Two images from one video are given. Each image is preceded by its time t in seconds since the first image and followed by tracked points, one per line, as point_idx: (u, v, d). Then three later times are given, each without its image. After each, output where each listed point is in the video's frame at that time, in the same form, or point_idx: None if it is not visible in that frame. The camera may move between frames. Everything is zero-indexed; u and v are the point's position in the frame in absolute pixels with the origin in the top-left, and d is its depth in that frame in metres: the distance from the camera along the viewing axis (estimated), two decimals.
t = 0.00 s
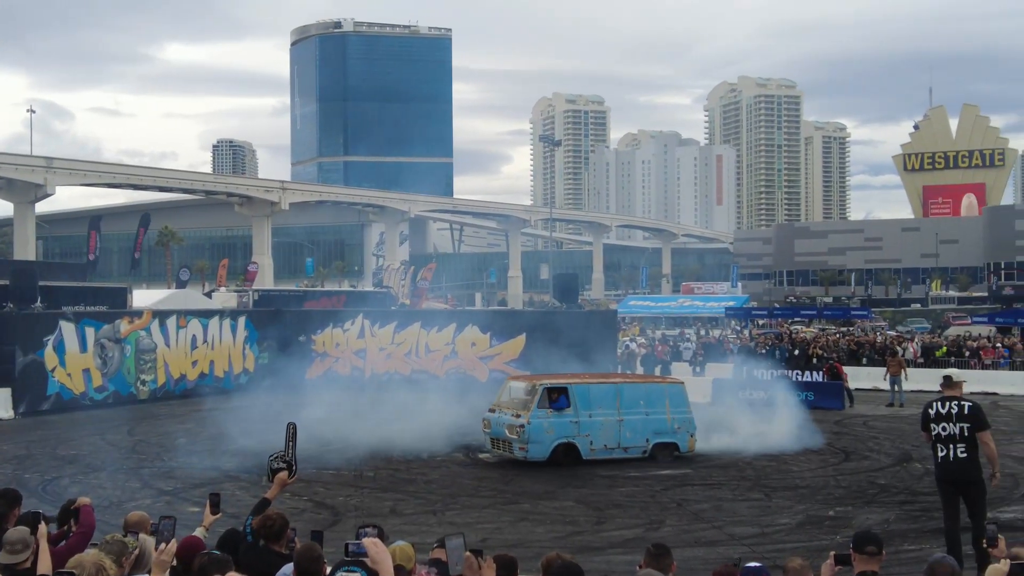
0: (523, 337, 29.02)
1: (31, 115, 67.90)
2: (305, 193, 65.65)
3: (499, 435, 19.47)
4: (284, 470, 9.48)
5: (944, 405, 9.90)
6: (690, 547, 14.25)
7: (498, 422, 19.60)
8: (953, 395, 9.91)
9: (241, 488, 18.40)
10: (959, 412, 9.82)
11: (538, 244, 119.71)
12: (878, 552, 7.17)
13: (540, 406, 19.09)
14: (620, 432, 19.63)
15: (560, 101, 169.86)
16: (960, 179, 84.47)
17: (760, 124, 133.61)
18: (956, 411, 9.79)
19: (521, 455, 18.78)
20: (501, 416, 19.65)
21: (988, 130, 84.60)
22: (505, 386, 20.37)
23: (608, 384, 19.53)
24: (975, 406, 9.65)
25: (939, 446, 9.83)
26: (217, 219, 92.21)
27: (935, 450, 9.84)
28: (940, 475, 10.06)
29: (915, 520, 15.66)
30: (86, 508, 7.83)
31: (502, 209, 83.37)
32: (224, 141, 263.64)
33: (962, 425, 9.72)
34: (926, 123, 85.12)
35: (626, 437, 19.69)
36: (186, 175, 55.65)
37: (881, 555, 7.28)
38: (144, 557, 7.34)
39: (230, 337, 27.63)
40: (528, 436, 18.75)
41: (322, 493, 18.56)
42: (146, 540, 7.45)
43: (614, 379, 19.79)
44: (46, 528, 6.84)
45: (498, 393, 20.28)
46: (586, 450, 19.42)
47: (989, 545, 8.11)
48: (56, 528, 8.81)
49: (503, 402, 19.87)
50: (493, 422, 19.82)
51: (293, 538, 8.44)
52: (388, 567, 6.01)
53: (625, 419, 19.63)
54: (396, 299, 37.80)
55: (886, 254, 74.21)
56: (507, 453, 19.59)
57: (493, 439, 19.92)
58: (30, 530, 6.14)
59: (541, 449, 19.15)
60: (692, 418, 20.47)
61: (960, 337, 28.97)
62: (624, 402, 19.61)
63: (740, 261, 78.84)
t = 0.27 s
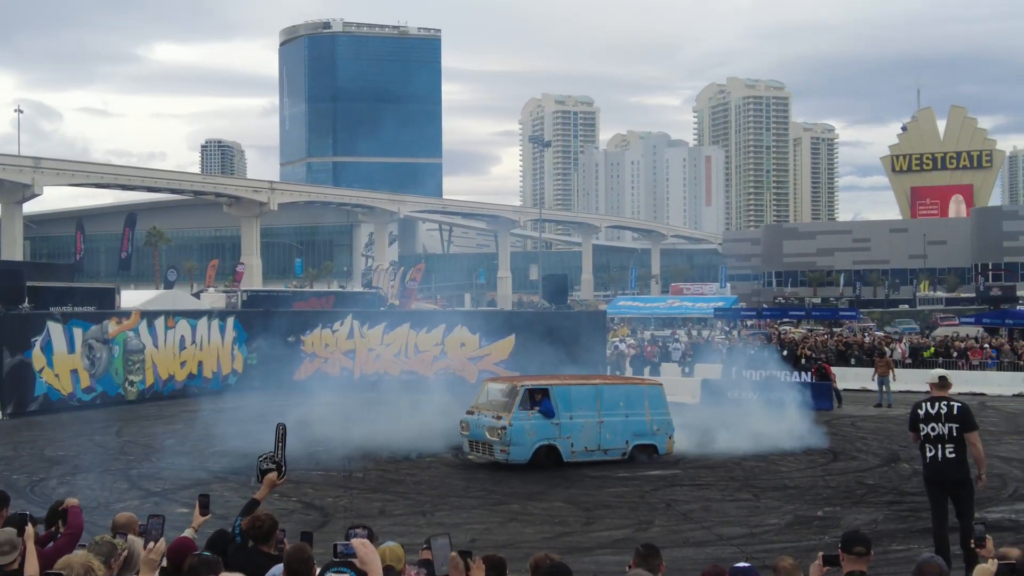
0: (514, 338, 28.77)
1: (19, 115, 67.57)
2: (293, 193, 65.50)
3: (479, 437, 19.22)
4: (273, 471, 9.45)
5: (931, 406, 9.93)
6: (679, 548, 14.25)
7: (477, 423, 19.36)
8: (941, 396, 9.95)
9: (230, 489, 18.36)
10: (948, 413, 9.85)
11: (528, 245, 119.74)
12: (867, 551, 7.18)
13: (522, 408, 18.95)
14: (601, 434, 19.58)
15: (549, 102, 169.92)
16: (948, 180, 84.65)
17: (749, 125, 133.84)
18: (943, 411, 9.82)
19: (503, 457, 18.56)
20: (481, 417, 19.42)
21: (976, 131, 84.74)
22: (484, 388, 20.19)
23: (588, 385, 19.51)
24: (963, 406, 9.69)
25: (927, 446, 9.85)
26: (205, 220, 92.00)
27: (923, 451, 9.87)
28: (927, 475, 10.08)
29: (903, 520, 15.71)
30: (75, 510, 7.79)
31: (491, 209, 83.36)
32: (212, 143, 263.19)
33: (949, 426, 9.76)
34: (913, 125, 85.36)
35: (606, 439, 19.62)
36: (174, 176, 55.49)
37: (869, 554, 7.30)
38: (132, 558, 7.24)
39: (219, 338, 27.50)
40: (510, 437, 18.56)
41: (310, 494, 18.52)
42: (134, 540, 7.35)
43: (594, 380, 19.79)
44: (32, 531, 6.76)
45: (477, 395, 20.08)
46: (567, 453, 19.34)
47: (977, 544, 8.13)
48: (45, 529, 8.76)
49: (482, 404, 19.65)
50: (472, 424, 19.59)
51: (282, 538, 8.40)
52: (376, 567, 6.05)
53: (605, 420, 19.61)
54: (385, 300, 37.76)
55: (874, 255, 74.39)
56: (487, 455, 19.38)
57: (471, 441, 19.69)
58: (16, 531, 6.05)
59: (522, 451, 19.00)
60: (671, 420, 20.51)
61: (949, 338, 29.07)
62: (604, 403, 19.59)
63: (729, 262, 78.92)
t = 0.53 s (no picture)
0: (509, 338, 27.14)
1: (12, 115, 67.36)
2: (287, 193, 65.43)
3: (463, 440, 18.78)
4: (267, 472, 9.43)
5: (924, 406, 9.94)
6: (674, 548, 14.25)
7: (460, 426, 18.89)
8: (933, 396, 9.96)
9: (224, 490, 18.33)
10: (942, 413, 9.87)
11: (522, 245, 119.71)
12: (860, 551, 7.19)
13: (507, 410, 18.63)
14: (585, 436, 19.42)
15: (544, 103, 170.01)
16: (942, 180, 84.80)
17: (743, 126, 134.00)
18: (935, 413, 9.83)
19: (489, 460, 18.17)
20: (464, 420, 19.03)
21: (969, 131, 84.88)
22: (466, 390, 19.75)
23: (573, 386, 19.39)
24: (957, 407, 9.70)
25: (921, 446, 9.87)
26: (199, 220, 91.94)
27: (916, 450, 9.89)
28: (921, 475, 10.09)
29: (897, 520, 15.73)
30: (68, 510, 7.77)
31: (485, 210, 83.43)
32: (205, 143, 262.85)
33: (942, 427, 9.78)
34: (907, 125, 85.64)
35: (591, 441, 19.46)
36: (167, 176, 55.42)
37: (863, 554, 7.31)
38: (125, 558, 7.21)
39: (212, 338, 27.48)
40: (497, 440, 18.22)
41: (304, 494, 18.51)
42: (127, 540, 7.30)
43: (577, 382, 19.64)
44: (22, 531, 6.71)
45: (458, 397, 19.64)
46: (553, 456, 19.12)
47: (971, 543, 8.14)
48: (38, 529, 8.72)
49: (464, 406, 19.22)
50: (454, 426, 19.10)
51: (276, 538, 8.39)
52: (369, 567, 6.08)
53: (589, 422, 19.45)
54: (379, 300, 37.72)
55: (867, 255, 74.52)
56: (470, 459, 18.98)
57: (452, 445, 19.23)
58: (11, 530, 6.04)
59: (508, 455, 18.68)
60: (652, 422, 20.47)
61: (942, 338, 29.11)
62: (588, 405, 19.44)
63: (723, 263, 78.99)
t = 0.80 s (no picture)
0: (505, 339, 26.95)
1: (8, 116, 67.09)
2: (284, 193, 65.28)
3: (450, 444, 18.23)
4: (264, 472, 9.42)
5: (918, 409, 9.96)
6: (670, 548, 14.26)
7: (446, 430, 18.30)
8: (929, 397, 9.96)
9: (220, 490, 18.33)
10: (938, 414, 9.89)
11: (518, 245, 119.71)
12: (856, 552, 7.19)
13: (498, 413, 18.17)
14: (572, 439, 19.21)
15: (539, 103, 170.07)
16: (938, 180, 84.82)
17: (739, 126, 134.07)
18: (930, 413, 9.86)
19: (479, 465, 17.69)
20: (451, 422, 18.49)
21: (965, 132, 85.09)
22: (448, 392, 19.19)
23: (560, 388, 19.14)
24: (953, 407, 9.73)
25: (917, 446, 9.88)
26: (195, 220, 91.75)
27: (913, 450, 9.90)
28: (916, 475, 10.10)
29: (893, 520, 15.74)
30: (63, 511, 7.76)
31: (481, 210, 83.38)
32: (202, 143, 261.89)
33: (937, 427, 9.81)
34: (903, 125, 85.61)
35: (577, 444, 19.24)
36: (164, 177, 55.33)
37: (859, 554, 7.30)
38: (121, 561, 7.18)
39: (209, 339, 27.46)
40: (488, 445, 17.75)
41: (300, 495, 18.49)
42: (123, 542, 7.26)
43: (564, 384, 19.39)
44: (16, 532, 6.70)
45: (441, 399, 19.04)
46: (541, 459, 18.86)
47: (967, 544, 8.17)
48: (34, 530, 8.73)
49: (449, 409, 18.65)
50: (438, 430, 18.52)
51: (272, 539, 8.38)
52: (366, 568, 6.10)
53: (576, 424, 19.26)
54: (376, 300, 37.71)
55: (863, 255, 74.52)
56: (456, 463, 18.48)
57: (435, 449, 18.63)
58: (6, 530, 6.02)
59: (496, 459, 18.33)
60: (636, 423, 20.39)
61: (938, 339, 29.10)
62: (575, 406, 19.24)
63: (719, 263, 79.01)
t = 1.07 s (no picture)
0: (503, 339, 26.73)
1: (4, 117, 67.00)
2: (281, 194, 65.22)
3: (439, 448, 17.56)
4: (261, 473, 9.43)
5: (914, 411, 9.95)
6: (668, 548, 14.26)
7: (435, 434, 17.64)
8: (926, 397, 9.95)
9: (217, 490, 18.32)
10: (935, 414, 9.89)
11: (516, 245, 119.70)
12: (854, 551, 7.18)
13: (493, 417, 17.73)
14: (560, 441, 18.97)
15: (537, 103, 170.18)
16: (935, 181, 84.95)
17: (735, 127, 134.18)
18: (926, 415, 9.86)
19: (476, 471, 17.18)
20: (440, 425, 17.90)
21: (962, 133, 85.24)
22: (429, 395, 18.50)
23: (550, 390, 18.87)
24: (951, 407, 9.73)
25: (915, 446, 9.88)
26: (193, 220, 91.72)
27: (910, 450, 9.91)
28: (914, 474, 10.11)
29: (890, 520, 15.75)
30: (60, 511, 7.77)
31: (479, 210, 83.43)
32: (199, 144, 261.59)
33: (934, 429, 9.81)
34: (900, 125, 85.84)
35: (566, 447, 19.03)
36: (160, 177, 55.30)
37: (857, 555, 7.30)
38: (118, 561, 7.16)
39: (206, 339, 27.48)
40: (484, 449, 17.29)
41: (298, 496, 18.48)
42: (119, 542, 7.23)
43: (551, 385, 19.12)
44: (11, 528, 6.70)
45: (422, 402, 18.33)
46: (529, 463, 18.55)
47: (964, 545, 8.19)
48: (31, 531, 8.74)
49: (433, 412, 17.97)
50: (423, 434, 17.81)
51: (270, 538, 8.39)
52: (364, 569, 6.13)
53: (564, 426, 19.05)
54: (372, 301, 37.67)
55: (860, 256, 74.53)
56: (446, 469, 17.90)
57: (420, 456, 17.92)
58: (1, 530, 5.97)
59: (489, 465, 17.91)
60: (616, 424, 20.34)
61: (935, 339, 29.13)
62: (563, 409, 19.03)
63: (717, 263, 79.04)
